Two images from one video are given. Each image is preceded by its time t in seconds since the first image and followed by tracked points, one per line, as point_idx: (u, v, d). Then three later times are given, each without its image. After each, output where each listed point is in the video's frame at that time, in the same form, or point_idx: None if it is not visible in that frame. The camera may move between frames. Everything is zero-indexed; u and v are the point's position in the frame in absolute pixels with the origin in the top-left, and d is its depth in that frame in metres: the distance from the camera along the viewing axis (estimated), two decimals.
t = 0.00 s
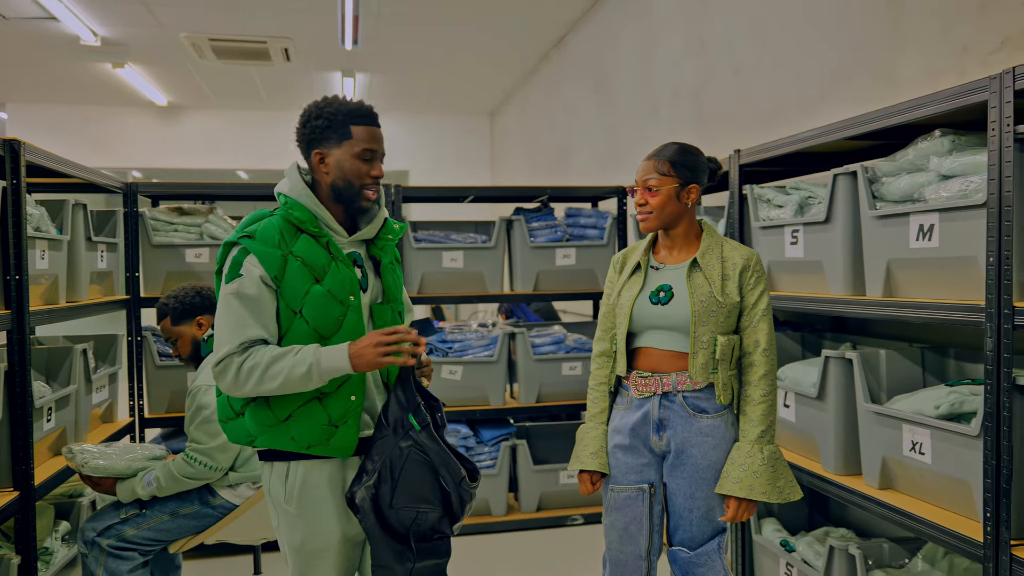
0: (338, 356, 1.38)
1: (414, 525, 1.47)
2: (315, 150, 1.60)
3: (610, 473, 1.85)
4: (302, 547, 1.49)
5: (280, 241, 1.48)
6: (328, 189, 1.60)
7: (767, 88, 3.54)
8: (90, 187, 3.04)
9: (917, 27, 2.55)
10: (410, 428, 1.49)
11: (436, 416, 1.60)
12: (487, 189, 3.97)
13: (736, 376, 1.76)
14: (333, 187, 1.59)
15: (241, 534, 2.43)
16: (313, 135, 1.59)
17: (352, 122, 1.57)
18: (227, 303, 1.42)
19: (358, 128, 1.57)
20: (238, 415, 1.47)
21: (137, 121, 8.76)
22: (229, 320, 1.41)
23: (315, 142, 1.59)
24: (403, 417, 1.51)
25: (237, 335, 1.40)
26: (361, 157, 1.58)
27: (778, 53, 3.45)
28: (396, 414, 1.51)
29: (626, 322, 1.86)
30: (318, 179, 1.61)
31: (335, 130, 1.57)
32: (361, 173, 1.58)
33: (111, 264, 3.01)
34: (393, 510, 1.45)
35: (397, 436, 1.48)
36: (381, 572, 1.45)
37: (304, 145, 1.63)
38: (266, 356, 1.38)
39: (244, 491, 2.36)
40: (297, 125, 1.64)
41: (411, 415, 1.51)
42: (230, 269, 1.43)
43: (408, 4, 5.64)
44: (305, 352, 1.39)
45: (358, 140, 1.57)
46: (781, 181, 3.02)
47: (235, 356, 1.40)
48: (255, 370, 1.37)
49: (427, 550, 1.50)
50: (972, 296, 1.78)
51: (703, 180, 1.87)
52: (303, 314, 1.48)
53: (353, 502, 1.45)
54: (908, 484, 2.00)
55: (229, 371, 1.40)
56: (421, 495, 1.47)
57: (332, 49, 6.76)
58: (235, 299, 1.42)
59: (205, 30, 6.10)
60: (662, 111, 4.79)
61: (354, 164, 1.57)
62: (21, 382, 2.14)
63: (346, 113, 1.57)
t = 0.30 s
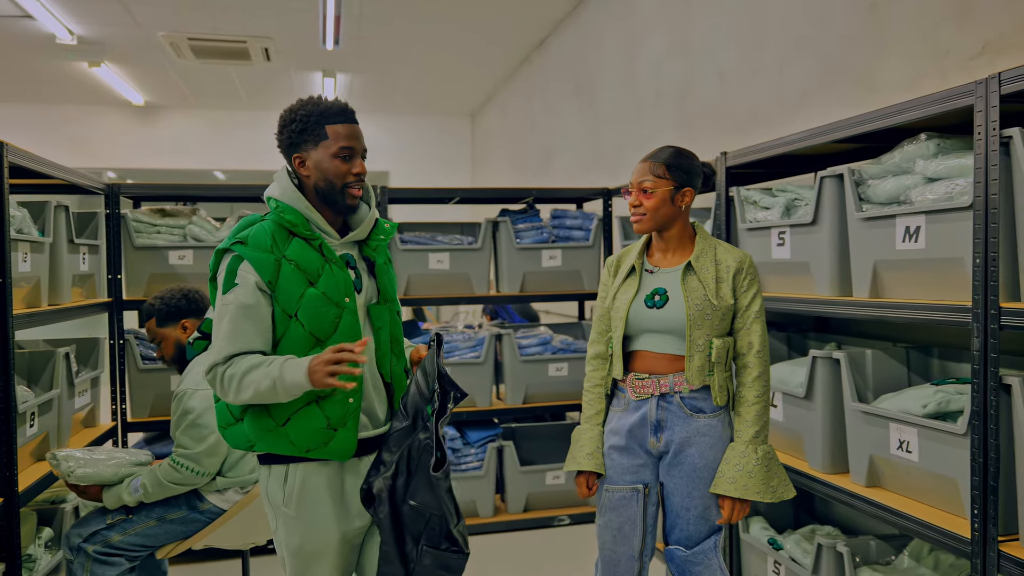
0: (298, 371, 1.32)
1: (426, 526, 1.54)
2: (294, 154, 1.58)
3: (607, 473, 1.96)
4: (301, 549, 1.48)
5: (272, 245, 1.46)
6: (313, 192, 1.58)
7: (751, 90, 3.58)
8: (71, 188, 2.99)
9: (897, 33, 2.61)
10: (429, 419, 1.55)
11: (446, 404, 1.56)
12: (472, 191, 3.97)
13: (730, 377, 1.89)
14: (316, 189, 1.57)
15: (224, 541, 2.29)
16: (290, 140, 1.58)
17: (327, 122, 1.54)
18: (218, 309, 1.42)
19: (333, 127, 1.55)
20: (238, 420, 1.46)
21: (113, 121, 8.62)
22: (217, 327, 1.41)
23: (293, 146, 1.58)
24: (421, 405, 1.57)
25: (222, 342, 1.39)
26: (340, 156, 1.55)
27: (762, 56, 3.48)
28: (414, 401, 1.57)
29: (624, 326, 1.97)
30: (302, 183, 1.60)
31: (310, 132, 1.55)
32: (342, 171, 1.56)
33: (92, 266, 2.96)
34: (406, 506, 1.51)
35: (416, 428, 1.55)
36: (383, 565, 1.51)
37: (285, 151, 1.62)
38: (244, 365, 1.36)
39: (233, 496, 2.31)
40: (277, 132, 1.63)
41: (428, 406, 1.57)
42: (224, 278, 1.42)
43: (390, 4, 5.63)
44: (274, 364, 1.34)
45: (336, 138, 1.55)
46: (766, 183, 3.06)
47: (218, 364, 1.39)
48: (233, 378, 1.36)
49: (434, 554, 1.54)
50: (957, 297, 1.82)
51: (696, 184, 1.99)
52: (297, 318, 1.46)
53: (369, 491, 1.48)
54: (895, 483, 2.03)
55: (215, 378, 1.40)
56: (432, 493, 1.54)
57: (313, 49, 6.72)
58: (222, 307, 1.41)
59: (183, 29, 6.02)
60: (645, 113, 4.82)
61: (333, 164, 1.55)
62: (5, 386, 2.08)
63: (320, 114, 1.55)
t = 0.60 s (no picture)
0: (296, 385, 1.31)
1: (431, 528, 1.51)
2: (292, 157, 1.57)
3: (607, 475, 1.98)
4: (298, 552, 1.47)
5: (268, 249, 1.44)
6: (310, 195, 1.57)
7: (738, 92, 3.61)
8: (55, 190, 2.94)
9: (884, 37, 2.65)
10: (431, 423, 1.54)
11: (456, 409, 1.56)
12: (461, 192, 3.97)
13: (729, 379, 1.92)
14: (313, 192, 1.56)
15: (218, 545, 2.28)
16: (288, 143, 1.56)
17: (324, 124, 1.53)
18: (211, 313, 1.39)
19: (330, 130, 1.53)
20: (232, 424, 1.45)
21: (92, 120, 8.50)
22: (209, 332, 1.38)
23: (290, 149, 1.56)
24: (422, 411, 1.55)
25: (218, 347, 1.37)
26: (337, 159, 1.53)
27: (749, 58, 3.52)
28: (414, 407, 1.56)
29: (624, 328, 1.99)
30: (300, 185, 1.59)
31: (307, 135, 1.53)
32: (339, 175, 1.54)
33: (78, 269, 2.92)
34: (412, 511, 1.50)
35: (418, 433, 1.53)
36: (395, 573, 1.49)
37: (281, 154, 1.60)
38: (240, 373, 1.34)
39: (221, 502, 2.26)
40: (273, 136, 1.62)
41: (432, 411, 1.55)
42: (219, 281, 1.40)
43: (375, 5, 5.61)
44: (268, 373, 1.32)
45: (333, 141, 1.53)
46: (755, 185, 3.09)
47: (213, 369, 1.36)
48: (224, 385, 1.34)
49: (443, 556, 1.53)
50: (948, 298, 1.85)
51: (694, 187, 2.02)
52: (293, 322, 1.44)
53: (373, 499, 1.47)
54: (886, 482, 2.06)
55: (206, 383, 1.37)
56: (439, 496, 1.52)
57: (297, 50, 6.67)
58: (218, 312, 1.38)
59: (165, 28, 5.96)
60: (631, 114, 4.84)
61: (330, 166, 1.53)
62: None
63: (317, 117, 1.53)
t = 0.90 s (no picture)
0: (329, 300, 1.30)
1: (416, 527, 1.48)
2: (285, 158, 1.53)
3: (599, 477, 1.99)
4: (295, 556, 1.46)
5: (269, 247, 1.43)
6: (306, 194, 1.54)
7: (722, 95, 3.64)
8: (35, 191, 2.89)
9: (868, 42, 2.69)
10: (422, 425, 1.51)
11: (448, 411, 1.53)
12: (447, 194, 3.96)
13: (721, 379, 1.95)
14: (311, 192, 1.53)
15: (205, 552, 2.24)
16: (282, 144, 1.53)
17: (317, 124, 1.53)
18: (225, 306, 1.35)
19: (324, 128, 1.53)
20: (243, 428, 1.42)
21: (68, 119, 8.36)
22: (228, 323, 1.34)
23: (283, 151, 1.53)
24: (414, 414, 1.52)
25: (242, 333, 1.33)
26: (334, 156, 1.53)
27: (734, 62, 3.55)
28: (405, 410, 1.53)
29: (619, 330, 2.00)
30: (293, 187, 1.54)
31: (302, 134, 1.52)
32: (337, 172, 1.53)
33: (60, 271, 2.87)
34: (399, 512, 1.47)
35: (408, 434, 1.50)
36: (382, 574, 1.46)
37: (271, 156, 1.56)
38: (268, 336, 1.30)
39: (206, 506, 2.23)
40: (259, 141, 1.58)
41: (424, 414, 1.52)
42: (223, 275, 1.37)
43: (358, 5, 5.58)
44: (294, 315, 1.30)
45: (328, 139, 1.52)
46: (741, 187, 3.12)
47: (242, 355, 1.32)
48: (261, 358, 1.30)
49: (426, 555, 1.50)
50: (934, 299, 1.88)
51: (684, 190, 2.04)
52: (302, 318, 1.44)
53: (362, 502, 1.44)
54: (873, 480, 2.08)
55: (242, 373, 1.32)
56: (426, 496, 1.49)
57: (278, 49, 6.62)
58: (235, 300, 1.35)
59: (144, 27, 5.88)
60: (615, 116, 4.87)
61: (328, 163, 1.52)
62: None
63: (309, 117, 1.53)
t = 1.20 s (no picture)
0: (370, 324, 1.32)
1: (403, 530, 1.47)
2: (281, 159, 1.52)
3: (590, 477, 1.99)
4: (300, 562, 1.45)
5: (274, 245, 1.42)
6: (301, 196, 1.54)
7: (706, 97, 3.67)
8: (15, 191, 2.85)
9: (850, 45, 2.72)
10: (405, 427, 1.49)
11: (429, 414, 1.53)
12: (432, 195, 3.95)
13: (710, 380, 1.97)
14: (308, 192, 1.53)
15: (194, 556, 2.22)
16: (275, 145, 1.51)
17: (312, 124, 1.52)
18: (240, 298, 1.32)
19: (320, 129, 1.53)
20: (243, 435, 1.40)
21: (44, 118, 8.22)
22: (245, 315, 1.31)
23: (277, 151, 1.52)
24: (398, 416, 1.50)
25: (260, 329, 1.31)
26: (329, 157, 1.53)
27: (718, 64, 3.57)
28: (390, 412, 1.51)
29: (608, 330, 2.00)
30: (289, 187, 1.53)
31: (297, 135, 1.51)
32: (333, 173, 1.54)
33: (41, 273, 2.83)
34: (385, 514, 1.45)
35: (392, 436, 1.48)
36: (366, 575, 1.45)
37: (262, 157, 1.54)
38: (294, 337, 1.30)
39: (194, 508, 2.20)
40: (248, 142, 1.55)
41: (406, 415, 1.50)
42: (230, 271, 1.34)
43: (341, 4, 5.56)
44: (327, 325, 1.32)
45: (323, 140, 1.53)
46: (726, 188, 3.15)
47: (258, 348, 1.29)
48: (283, 357, 1.28)
49: (415, 557, 1.49)
50: (919, 299, 1.91)
51: (673, 192, 2.05)
52: (308, 316, 1.44)
53: (346, 502, 1.44)
54: (859, 479, 2.11)
55: (255, 365, 1.28)
56: (411, 498, 1.47)
57: (261, 48, 6.57)
58: (249, 296, 1.32)
59: (124, 26, 5.81)
60: (599, 117, 4.89)
61: (325, 164, 1.53)
62: None
63: (303, 118, 1.52)
